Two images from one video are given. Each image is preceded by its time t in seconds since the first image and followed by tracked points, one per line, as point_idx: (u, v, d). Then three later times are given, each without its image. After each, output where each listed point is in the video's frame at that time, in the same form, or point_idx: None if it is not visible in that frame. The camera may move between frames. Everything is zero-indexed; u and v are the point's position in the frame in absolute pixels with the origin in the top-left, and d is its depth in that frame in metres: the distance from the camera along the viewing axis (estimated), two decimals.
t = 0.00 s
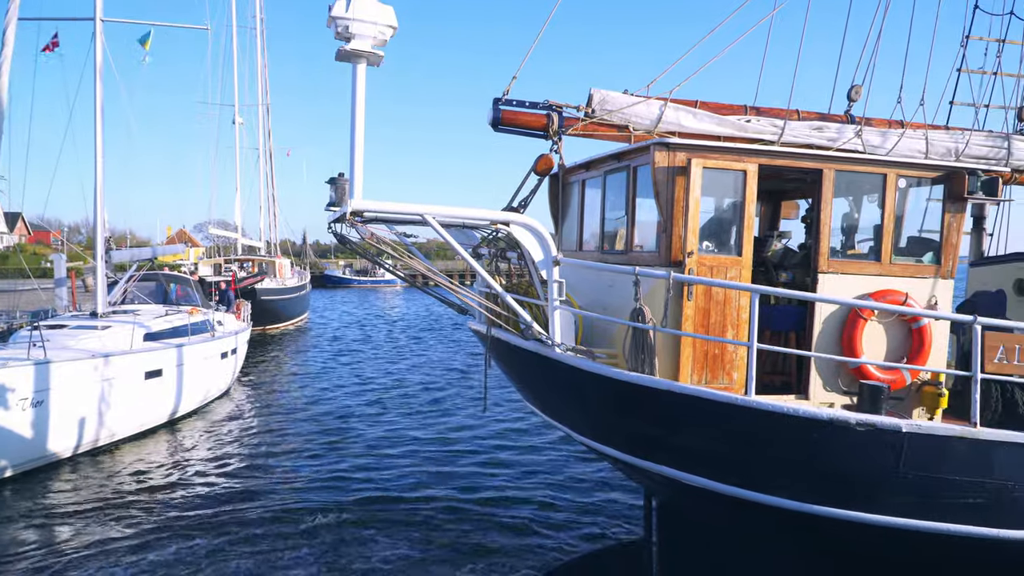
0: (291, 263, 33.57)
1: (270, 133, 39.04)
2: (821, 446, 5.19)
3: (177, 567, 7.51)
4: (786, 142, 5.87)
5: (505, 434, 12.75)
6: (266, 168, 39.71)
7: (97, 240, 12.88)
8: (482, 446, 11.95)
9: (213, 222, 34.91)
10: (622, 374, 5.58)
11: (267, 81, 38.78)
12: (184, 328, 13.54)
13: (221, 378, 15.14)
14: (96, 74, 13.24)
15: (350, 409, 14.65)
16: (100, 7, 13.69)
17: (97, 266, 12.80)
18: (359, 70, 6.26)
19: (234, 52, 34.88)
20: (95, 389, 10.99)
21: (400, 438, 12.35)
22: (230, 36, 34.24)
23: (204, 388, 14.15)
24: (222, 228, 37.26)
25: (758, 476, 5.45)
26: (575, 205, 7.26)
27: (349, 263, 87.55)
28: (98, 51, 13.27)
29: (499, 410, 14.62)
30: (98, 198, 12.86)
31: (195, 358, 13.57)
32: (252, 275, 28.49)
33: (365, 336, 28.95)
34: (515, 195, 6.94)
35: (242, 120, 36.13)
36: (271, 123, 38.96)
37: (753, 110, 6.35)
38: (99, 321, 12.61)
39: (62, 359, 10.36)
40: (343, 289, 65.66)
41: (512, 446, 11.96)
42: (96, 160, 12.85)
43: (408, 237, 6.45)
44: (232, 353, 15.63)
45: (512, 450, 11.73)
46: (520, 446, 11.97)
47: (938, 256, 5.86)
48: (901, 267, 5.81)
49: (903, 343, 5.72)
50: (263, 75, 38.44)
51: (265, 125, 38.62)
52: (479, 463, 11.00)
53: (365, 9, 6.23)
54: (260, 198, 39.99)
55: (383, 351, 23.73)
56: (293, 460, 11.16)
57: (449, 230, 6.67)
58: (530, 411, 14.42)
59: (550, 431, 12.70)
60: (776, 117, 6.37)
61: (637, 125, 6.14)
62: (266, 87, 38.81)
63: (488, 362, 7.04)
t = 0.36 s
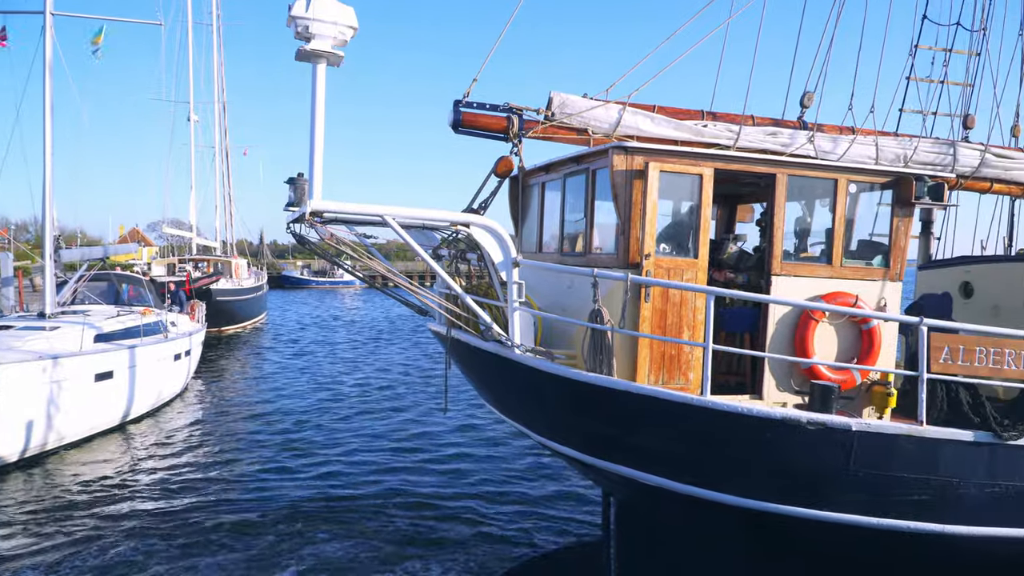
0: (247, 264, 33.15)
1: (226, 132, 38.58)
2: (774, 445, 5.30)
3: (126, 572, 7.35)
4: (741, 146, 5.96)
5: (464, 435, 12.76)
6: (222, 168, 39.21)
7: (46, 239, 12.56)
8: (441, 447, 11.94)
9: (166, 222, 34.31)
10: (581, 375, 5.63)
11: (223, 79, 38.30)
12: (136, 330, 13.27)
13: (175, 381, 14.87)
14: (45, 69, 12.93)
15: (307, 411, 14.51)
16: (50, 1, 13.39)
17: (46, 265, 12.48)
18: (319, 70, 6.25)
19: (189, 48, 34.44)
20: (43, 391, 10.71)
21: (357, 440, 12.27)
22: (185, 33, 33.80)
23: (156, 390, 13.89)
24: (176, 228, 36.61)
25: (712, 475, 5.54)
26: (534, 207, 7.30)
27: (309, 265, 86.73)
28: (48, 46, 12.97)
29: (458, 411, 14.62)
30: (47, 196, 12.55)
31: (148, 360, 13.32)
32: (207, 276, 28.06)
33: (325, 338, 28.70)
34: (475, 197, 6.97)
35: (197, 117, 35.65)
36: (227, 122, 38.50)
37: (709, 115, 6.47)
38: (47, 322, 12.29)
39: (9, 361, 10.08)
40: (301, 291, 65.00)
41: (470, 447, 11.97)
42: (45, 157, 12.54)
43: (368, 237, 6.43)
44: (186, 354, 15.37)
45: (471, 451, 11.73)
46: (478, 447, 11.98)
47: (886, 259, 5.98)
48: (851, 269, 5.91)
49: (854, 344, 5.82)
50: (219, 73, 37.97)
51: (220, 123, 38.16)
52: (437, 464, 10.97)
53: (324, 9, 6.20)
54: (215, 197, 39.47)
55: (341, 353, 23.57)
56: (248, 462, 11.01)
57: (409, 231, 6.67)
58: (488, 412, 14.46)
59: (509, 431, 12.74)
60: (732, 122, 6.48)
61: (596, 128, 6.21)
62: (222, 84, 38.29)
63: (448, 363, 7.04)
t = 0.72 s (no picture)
0: (203, 271, 32.75)
1: (183, 136, 38.18)
2: (730, 448, 5.40)
3: None
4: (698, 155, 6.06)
5: (425, 441, 12.74)
6: (178, 172, 38.74)
7: None
8: (402, 453, 11.90)
9: (120, 227, 33.72)
10: (541, 381, 5.68)
11: (179, 82, 37.84)
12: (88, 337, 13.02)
13: (128, 390, 14.63)
14: None
15: (266, 419, 14.36)
16: None
17: None
18: (278, 76, 6.28)
19: (144, 51, 34.02)
20: None
21: (317, 448, 12.18)
22: (140, 35, 33.37)
23: (109, 399, 13.65)
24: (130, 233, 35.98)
25: (670, 478, 5.61)
26: (495, 214, 7.33)
27: (272, 271, 85.81)
28: None
29: (419, 417, 14.60)
30: None
31: (100, 368, 13.09)
32: (162, 282, 27.64)
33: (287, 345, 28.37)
34: (436, 203, 6.98)
35: (151, 121, 35.18)
36: (183, 126, 38.07)
37: (667, 124, 6.57)
38: None
39: None
40: (260, 297, 64.28)
41: (431, 453, 11.96)
42: None
43: (328, 244, 6.41)
44: (140, 363, 15.13)
45: (432, 457, 11.72)
46: (439, 453, 11.98)
47: (838, 265, 6.10)
48: (804, 276, 6.03)
49: (807, 349, 5.94)
50: (175, 76, 37.51)
51: (177, 127, 37.73)
52: (398, 470, 10.93)
53: (284, 15, 6.21)
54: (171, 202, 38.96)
55: (300, 360, 23.37)
56: (204, 471, 10.86)
57: (370, 237, 6.66)
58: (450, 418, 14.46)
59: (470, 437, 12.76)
60: (689, 131, 6.59)
61: (556, 137, 6.28)
62: (178, 87, 37.84)
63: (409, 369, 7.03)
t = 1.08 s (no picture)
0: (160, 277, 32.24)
1: (138, 140, 37.66)
2: (688, 450, 5.48)
3: None
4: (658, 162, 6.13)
5: (388, 447, 12.70)
6: (132, 177, 38.13)
7: None
8: (365, 460, 11.84)
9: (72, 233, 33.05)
10: (503, 385, 5.71)
11: (134, 85, 37.28)
12: (41, 345, 12.76)
13: (82, 398, 14.35)
14: None
15: (225, 427, 14.18)
16: None
17: None
18: (239, 80, 6.28)
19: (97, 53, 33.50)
20: None
21: (277, 455, 12.07)
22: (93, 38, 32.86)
23: (62, 408, 13.37)
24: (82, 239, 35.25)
25: (630, 481, 5.66)
26: (458, 220, 7.33)
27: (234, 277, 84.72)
28: None
29: (383, 423, 14.55)
30: None
31: (52, 376, 12.83)
32: (118, 289, 27.14)
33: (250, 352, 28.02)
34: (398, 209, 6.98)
35: (105, 124, 34.62)
36: (138, 130, 37.54)
37: (627, 131, 6.65)
38: None
39: None
40: (217, 304, 63.40)
41: (395, 459, 11.92)
42: None
43: (289, 250, 6.36)
44: (94, 371, 14.86)
45: (395, 463, 11.69)
46: (403, 458, 11.95)
47: (794, 271, 6.22)
48: (761, 281, 6.13)
49: (765, 353, 6.04)
50: (130, 80, 36.96)
51: (131, 131, 37.20)
52: (361, 477, 10.88)
53: (244, 19, 6.21)
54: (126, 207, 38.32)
55: (260, 367, 23.12)
56: (161, 480, 10.70)
57: (332, 243, 6.64)
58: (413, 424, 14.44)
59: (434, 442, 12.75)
60: (649, 138, 6.68)
61: (518, 143, 6.33)
62: (134, 91, 37.33)
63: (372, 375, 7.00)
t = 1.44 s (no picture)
0: (121, 279, 31.78)
1: (98, 139, 37.17)
2: (652, 451, 5.53)
3: None
4: (623, 165, 6.18)
5: (357, 449, 12.66)
6: (92, 177, 37.57)
7: None
8: (333, 462, 11.78)
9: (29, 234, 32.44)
10: (468, 387, 5.72)
11: (94, 84, 36.74)
12: None
13: (38, 402, 14.13)
14: None
15: (189, 430, 14.03)
16: None
17: None
18: (201, 81, 6.28)
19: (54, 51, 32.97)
20: None
21: (242, 458, 11.97)
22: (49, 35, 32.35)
23: (18, 413, 13.15)
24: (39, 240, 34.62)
25: (594, 482, 5.70)
26: (424, 222, 7.32)
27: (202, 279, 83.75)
28: None
29: (351, 426, 14.49)
30: None
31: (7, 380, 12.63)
32: (77, 291, 26.70)
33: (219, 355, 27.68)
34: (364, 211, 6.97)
35: (62, 123, 34.08)
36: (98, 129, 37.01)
37: (592, 135, 6.70)
38: None
39: None
40: (182, 306, 62.62)
41: (363, 461, 11.89)
42: None
43: (253, 252, 6.31)
44: (51, 374, 14.64)
45: (363, 465, 11.66)
46: (372, 460, 11.93)
47: (756, 274, 6.31)
48: (724, 283, 6.21)
49: (727, 354, 6.11)
50: (90, 78, 36.43)
51: (90, 131, 36.69)
52: (328, 479, 10.83)
53: (206, 19, 6.19)
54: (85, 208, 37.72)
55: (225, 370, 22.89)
56: (122, 485, 10.56)
57: (297, 244, 6.61)
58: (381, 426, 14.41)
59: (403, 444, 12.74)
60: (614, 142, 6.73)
61: (484, 145, 6.35)
62: (93, 89, 36.68)
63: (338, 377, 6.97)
